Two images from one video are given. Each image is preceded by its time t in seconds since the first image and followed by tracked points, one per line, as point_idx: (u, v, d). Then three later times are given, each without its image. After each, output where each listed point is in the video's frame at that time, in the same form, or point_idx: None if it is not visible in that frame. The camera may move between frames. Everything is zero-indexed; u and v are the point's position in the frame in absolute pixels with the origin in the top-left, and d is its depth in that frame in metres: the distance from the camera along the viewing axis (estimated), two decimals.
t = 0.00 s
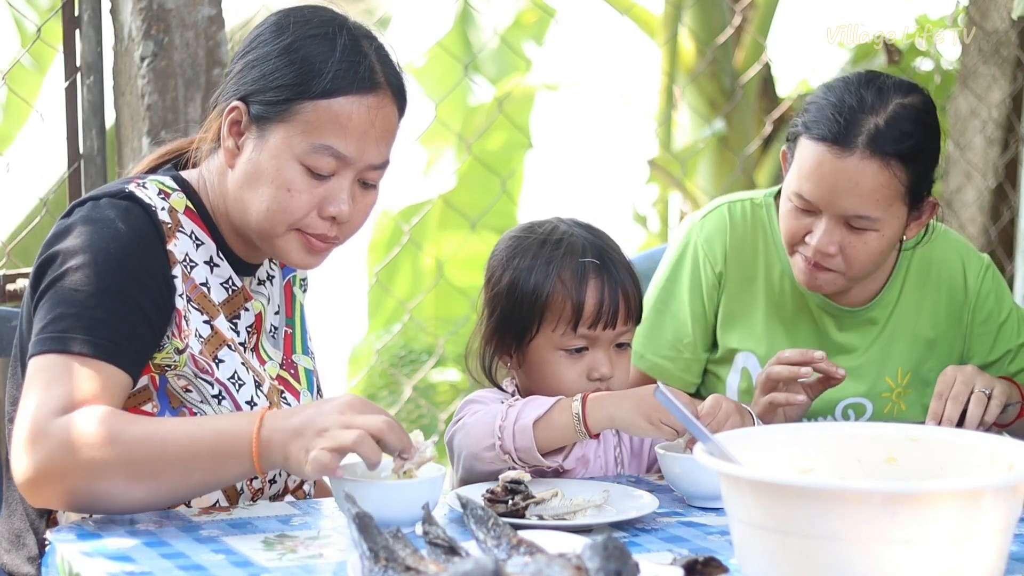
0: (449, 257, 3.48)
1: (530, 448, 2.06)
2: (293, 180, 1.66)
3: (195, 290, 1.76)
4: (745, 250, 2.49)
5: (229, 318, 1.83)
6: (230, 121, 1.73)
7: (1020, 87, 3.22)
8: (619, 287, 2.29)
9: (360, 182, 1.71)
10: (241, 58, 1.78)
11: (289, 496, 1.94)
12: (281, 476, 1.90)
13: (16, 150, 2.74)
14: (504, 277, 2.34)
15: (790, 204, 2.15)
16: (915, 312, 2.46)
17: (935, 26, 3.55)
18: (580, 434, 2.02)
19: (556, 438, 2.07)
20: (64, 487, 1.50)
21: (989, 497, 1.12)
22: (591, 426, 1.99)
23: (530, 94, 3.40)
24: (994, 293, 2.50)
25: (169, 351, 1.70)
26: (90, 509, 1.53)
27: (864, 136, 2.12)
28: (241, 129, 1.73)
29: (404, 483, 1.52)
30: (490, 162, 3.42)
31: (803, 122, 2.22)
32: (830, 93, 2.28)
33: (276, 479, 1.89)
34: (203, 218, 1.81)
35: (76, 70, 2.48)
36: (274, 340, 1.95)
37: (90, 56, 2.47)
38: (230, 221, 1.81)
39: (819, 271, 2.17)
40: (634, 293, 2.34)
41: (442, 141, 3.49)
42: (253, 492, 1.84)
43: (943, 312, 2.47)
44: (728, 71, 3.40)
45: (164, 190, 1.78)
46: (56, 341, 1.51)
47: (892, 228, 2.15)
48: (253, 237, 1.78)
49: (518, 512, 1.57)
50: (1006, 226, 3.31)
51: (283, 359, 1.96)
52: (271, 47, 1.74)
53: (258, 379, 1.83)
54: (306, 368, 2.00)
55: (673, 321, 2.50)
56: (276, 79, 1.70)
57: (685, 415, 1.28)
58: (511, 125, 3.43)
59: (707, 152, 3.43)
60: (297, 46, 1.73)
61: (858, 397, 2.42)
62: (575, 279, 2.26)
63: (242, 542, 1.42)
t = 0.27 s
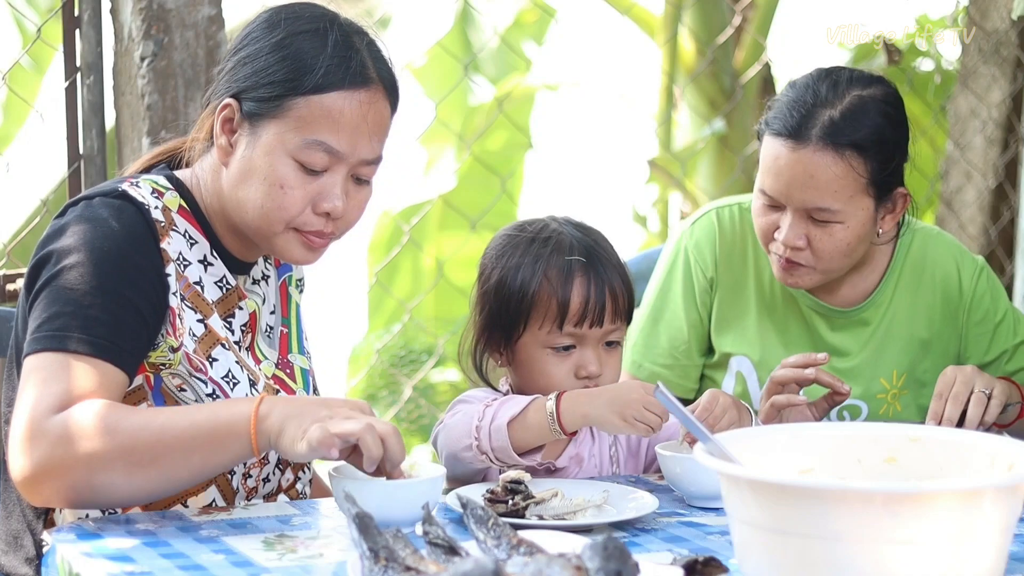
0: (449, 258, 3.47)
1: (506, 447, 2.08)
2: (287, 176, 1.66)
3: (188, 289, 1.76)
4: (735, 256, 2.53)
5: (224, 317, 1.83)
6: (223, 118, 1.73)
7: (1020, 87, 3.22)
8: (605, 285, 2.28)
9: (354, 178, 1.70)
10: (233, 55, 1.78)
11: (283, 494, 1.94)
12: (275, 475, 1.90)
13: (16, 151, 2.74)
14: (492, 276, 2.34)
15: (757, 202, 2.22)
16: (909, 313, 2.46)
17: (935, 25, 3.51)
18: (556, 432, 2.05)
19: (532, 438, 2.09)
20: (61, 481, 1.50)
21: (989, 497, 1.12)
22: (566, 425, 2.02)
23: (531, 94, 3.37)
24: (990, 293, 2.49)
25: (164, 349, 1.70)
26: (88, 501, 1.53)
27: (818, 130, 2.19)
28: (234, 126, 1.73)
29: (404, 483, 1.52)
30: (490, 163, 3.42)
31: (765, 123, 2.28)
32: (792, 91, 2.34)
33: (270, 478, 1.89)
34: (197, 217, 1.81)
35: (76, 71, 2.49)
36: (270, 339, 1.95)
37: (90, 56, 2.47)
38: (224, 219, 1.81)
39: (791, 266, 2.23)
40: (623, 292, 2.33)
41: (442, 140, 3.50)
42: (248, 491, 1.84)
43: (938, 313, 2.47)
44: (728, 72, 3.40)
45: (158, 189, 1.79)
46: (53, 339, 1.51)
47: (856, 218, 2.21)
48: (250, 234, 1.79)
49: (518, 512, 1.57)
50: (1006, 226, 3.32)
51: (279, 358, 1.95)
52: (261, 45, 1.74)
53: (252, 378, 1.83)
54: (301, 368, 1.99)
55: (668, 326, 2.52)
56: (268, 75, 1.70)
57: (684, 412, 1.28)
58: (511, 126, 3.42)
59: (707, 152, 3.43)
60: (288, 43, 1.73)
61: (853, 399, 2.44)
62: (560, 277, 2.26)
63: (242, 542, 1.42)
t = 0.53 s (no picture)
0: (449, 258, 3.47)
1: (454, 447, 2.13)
2: (281, 172, 1.66)
3: (186, 290, 1.76)
4: (728, 257, 2.53)
5: (223, 317, 1.83)
6: (217, 117, 1.74)
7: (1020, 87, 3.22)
8: (580, 288, 2.27)
9: (350, 173, 1.70)
10: (225, 54, 1.78)
11: (283, 494, 1.94)
12: (275, 475, 1.90)
13: (16, 151, 2.74)
14: (472, 271, 2.36)
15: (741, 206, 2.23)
16: (904, 316, 2.46)
17: (935, 26, 3.54)
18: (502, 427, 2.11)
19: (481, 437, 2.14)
20: (65, 483, 1.49)
21: (989, 497, 1.12)
22: (511, 419, 2.10)
23: (531, 95, 3.38)
24: (987, 295, 2.48)
25: (164, 350, 1.70)
26: (92, 503, 1.52)
27: (795, 133, 2.19)
28: (228, 125, 1.73)
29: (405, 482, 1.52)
30: (491, 163, 3.42)
31: (745, 127, 2.28)
32: (772, 95, 2.34)
33: (270, 478, 1.89)
34: (195, 218, 1.81)
35: (76, 71, 2.49)
36: (269, 339, 1.95)
37: (90, 56, 2.47)
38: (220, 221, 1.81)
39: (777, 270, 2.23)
40: (601, 294, 2.31)
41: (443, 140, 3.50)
42: (247, 491, 1.84)
43: (934, 315, 2.47)
44: (728, 72, 3.40)
45: (155, 190, 1.78)
46: (56, 339, 1.51)
47: (839, 220, 2.21)
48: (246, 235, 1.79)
49: (518, 512, 1.57)
50: (1006, 226, 3.32)
51: (278, 358, 1.95)
52: (252, 43, 1.75)
53: (250, 379, 1.82)
54: (301, 368, 1.99)
55: (663, 329, 2.53)
56: (262, 72, 1.70)
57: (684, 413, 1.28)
58: (512, 126, 3.42)
59: (707, 152, 3.42)
60: (278, 40, 1.73)
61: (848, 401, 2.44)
62: (534, 277, 2.27)
63: (242, 542, 1.42)
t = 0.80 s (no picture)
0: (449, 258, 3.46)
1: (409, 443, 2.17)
2: (280, 168, 1.66)
3: (188, 290, 1.76)
4: (725, 257, 2.53)
5: (224, 317, 1.84)
6: (213, 116, 1.73)
7: (1019, 87, 3.22)
8: (561, 296, 2.29)
9: (347, 167, 1.70)
10: (218, 52, 1.78)
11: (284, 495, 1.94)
12: (274, 475, 1.90)
13: (16, 151, 2.74)
14: (459, 270, 2.39)
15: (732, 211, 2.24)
16: (901, 317, 2.45)
17: (935, 26, 3.54)
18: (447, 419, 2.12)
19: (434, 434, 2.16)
20: (69, 487, 1.49)
21: (988, 497, 1.12)
22: (453, 407, 2.10)
23: (531, 94, 3.38)
24: (984, 296, 2.47)
25: (166, 351, 1.70)
26: (94, 506, 1.51)
27: (784, 136, 2.19)
28: (225, 123, 1.72)
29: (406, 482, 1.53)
30: (491, 163, 3.42)
31: (736, 130, 2.28)
32: (762, 98, 2.33)
33: (269, 477, 1.89)
34: (196, 219, 1.81)
35: (76, 71, 2.49)
36: (269, 339, 1.96)
37: (90, 56, 2.47)
38: (220, 221, 1.82)
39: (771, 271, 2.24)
40: (581, 306, 2.32)
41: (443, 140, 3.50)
42: (247, 492, 1.84)
43: (932, 316, 2.46)
44: (728, 72, 3.40)
45: (155, 190, 1.78)
46: (57, 339, 1.50)
47: (830, 221, 2.22)
48: (248, 235, 1.80)
49: (518, 512, 1.57)
50: (1006, 226, 3.32)
51: (279, 358, 1.95)
52: (246, 40, 1.74)
53: (251, 379, 1.83)
54: (301, 368, 1.99)
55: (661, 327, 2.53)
56: (257, 69, 1.70)
57: (684, 413, 1.29)
58: (512, 126, 3.42)
59: (707, 153, 3.41)
60: (273, 36, 1.72)
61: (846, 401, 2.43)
62: (516, 283, 2.28)
63: (242, 542, 1.42)
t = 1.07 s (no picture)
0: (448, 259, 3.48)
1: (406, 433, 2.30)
2: (288, 174, 1.66)
3: (184, 289, 1.76)
4: (725, 256, 2.53)
5: (219, 317, 1.83)
6: (218, 119, 1.72)
7: (1019, 87, 3.22)
8: (551, 292, 2.30)
9: (353, 171, 1.71)
10: (223, 56, 1.77)
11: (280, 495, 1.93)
12: (269, 472, 1.90)
13: (16, 151, 2.74)
14: (448, 268, 2.40)
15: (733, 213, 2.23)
16: (900, 317, 2.46)
17: (935, 26, 3.55)
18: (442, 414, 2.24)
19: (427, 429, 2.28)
20: (60, 483, 1.46)
21: (989, 497, 1.12)
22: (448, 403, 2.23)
23: (530, 94, 3.39)
24: (983, 296, 2.47)
25: (163, 349, 1.70)
26: (86, 502, 1.49)
27: (785, 135, 2.19)
28: (230, 127, 1.71)
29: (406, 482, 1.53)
30: (491, 163, 3.42)
31: (736, 129, 2.28)
32: (761, 97, 2.33)
33: (263, 476, 1.89)
34: (194, 218, 1.81)
35: (76, 71, 2.49)
36: (265, 340, 1.96)
37: (90, 56, 2.48)
38: (223, 219, 1.81)
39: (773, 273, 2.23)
40: (571, 301, 2.33)
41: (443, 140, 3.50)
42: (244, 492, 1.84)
43: (931, 315, 2.46)
44: (728, 72, 3.41)
45: (153, 189, 1.78)
46: (57, 335, 1.50)
47: (833, 221, 2.22)
48: (254, 238, 1.80)
49: (518, 512, 1.57)
50: (1006, 226, 3.32)
51: (274, 359, 1.96)
52: (252, 45, 1.73)
53: (247, 378, 1.84)
54: (296, 369, 1.99)
55: (661, 327, 2.54)
56: (264, 74, 1.69)
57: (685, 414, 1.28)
58: (512, 126, 3.42)
59: (707, 153, 3.41)
60: (280, 41, 1.71)
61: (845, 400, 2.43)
62: (506, 279, 2.29)
63: (242, 542, 1.42)
